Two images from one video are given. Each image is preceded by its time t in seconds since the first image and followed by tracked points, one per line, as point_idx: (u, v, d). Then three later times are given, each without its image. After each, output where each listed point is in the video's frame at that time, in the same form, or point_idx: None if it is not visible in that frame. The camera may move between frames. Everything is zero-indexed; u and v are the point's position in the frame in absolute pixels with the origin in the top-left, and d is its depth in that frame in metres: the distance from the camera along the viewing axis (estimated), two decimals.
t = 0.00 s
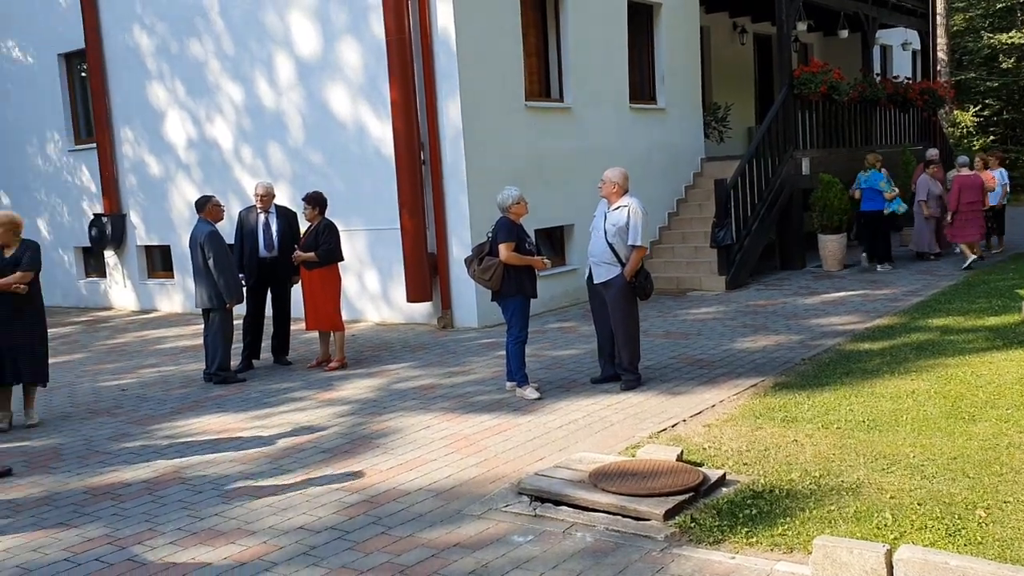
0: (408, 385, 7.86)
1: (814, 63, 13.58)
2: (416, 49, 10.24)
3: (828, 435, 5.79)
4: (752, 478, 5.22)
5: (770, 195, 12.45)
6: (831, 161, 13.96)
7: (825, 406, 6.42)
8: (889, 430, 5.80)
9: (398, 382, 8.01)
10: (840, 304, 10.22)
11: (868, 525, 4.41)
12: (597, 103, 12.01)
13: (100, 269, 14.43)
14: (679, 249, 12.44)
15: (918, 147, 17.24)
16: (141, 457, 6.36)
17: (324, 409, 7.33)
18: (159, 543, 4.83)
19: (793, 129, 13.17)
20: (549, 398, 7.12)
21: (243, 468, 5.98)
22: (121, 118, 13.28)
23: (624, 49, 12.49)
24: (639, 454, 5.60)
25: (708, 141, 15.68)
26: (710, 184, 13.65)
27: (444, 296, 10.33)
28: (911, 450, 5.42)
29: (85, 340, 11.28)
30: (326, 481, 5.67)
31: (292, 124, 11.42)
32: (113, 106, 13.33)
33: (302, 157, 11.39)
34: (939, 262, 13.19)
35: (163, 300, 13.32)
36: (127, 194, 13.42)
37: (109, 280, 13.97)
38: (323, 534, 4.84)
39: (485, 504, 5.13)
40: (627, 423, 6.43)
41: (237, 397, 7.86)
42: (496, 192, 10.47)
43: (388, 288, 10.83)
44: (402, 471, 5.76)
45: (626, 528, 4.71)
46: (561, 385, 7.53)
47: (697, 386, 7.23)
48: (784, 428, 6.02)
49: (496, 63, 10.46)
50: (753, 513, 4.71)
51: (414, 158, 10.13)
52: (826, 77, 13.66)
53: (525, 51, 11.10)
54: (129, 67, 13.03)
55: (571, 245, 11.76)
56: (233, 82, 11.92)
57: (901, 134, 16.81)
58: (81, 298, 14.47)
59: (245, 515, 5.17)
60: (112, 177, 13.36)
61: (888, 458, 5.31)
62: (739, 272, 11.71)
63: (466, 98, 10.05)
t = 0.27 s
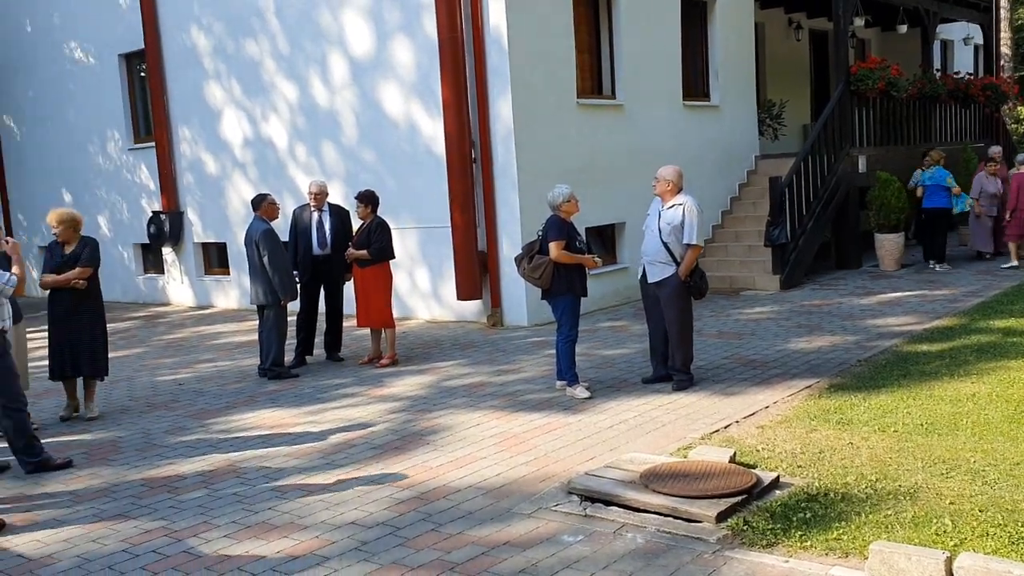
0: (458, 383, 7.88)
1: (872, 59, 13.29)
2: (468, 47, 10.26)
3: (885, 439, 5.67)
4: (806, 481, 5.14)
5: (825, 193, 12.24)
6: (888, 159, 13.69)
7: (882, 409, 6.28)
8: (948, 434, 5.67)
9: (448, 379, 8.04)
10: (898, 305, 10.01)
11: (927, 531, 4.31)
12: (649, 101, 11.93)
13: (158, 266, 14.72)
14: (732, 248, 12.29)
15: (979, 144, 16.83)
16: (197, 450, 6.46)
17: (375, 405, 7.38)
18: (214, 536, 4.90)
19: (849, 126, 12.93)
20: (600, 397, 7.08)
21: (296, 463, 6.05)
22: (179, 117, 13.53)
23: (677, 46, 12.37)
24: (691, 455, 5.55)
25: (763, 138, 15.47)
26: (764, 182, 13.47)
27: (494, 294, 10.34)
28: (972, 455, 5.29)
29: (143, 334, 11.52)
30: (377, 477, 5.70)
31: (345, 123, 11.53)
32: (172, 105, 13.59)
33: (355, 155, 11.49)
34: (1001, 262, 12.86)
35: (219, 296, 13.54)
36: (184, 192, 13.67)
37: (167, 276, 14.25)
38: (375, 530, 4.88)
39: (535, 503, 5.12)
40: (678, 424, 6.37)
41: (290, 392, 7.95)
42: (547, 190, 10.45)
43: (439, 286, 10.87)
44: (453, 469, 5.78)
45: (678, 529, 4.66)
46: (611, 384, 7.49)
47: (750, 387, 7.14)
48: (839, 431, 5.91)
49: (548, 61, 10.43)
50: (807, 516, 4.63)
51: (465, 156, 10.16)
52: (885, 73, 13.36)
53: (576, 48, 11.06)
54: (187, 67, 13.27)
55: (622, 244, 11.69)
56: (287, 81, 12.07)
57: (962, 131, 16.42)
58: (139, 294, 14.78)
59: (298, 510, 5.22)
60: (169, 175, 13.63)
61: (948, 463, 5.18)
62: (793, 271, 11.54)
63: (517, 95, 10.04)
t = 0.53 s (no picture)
0: (488, 381, 7.89)
1: (908, 58, 13.13)
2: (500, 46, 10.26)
3: (920, 442, 5.60)
4: (838, 484, 5.09)
5: (859, 194, 12.11)
6: (923, 159, 13.52)
7: (916, 412, 6.21)
8: (985, 438, 5.59)
9: (478, 377, 8.05)
10: (933, 307, 9.88)
11: (963, 536, 4.25)
12: (681, 100, 11.87)
13: (193, 263, 14.88)
14: (764, 248, 12.21)
15: (1017, 144, 16.58)
16: (229, 445, 6.53)
17: (405, 403, 7.41)
18: (246, 531, 4.94)
19: (884, 126, 12.78)
20: (630, 397, 7.06)
21: (327, 460, 6.09)
22: (213, 116, 13.67)
23: (710, 44, 12.30)
24: (722, 457, 5.52)
25: (796, 138, 15.33)
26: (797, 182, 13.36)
27: (524, 293, 10.34)
28: (1008, 460, 5.21)
29: (177, 330, 11.65)
30: (408, 475, 5.73)
31: (377, 122, 11.58)
32: (206, 104, 13.73)
33: (386, 154, 11.54)
34: None
35: (251, 293, 13.66)
36: (218, 189, 13.81)
37: (200, 272, 14.41)
38: (405, 527, 4.90)
39: (564, 503, 5.12)
40: (709, 425, 6.33)
41: (321, 389, 8.01)
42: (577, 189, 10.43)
43: (469, 284, 10.89)
44: (482, 467, 5.79)
45: (708, 531, 4.63)
46: (642, 384, 7.47)
47: (782, 389, 7.08)
48: (873, 434, 5.84)
49: (579, 59, 10.41)
50: (840, 520, 4.58)
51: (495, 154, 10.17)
52: (921, 73, 13.19)
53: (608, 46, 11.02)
54: (222, 66, 13.40)
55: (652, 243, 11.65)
56: (320, 80, 12.15)
57: (999, 130, 16.18)
58: (173, 290, 14.96)
59: (328, 506, 5.26)
60: (204, 173, 13.78)
61: (984, 468, 5.11)
62: (826, 272, 11.43)
63: (548, 94, 10.03)
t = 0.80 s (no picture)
0: (508, 380, 7.90)
1: (934, 59, 12.99)
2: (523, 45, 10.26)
3: (943, 446, 5.56)
4: (860, 487, 5.05)
5: (883, 195, 12.02)
6: (949, 161, 13.40)
7: (939, 415, 6.15)
8: (1009, 443, 5.53)
9: (498, 376, 8.06)
10: (958, 309, 9.79)
11: (986, 542, 4.21)
12: (704, 99, 11.82)
13: (216, 259, 14.99)
14: (787, 249, 12.14)
15: None
16: (251, 441, 6.57)
17: (425, 400, 7.43)
18: (267, 526, 4.98)
19: (909, 127, 12.67)
20: (650, 398, 7.04)
21: (347, 456, 6.11)
22: (237, 113, 13.76)
23: (734, 43, 12.24)
24: (743, 458, 5.50)
25: (820, 138, 15.24)
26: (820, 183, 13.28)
27: (544, 292, 10.33)
28: None
29: (200, 326, 11.74)
30: (427, 472, 5.74)
31: (399, 120, 11.62)
32: (230, 101, 13.82)
33: (409, 153, 11.58)
34: None
35: (273, 290, 13.74)
36: (241, 187, 13.90)
37: (223, 269, 14.51)
38: (424, 524, 4.91)
39: (584, 502, 5.11)
40: (730, 426, 6.31)
41: (342, 385, 8.04)
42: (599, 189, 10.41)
43: (489, 283, 10.90)
44: (501, 466, 5.79)
45: (728, 532, 4.62)
46: (662, 385, 7.45)
47: (804, 391, 7.04)
48: (895, 437, 5.80)
49: (602, 58, 10.39)
50: (861, 523, 4.55)
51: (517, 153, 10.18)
52: (947, 73, 13.06)
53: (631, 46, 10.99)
54: (246, 64, 13.48)
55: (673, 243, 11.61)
56: (344, 78, 12.20)
57: None
58: (196, 286, 15.08)
59: (348, 502, 5.28)
60: (227, 170, 13.87)
61: (1008, 473, 5.06)
62: (849, 274, 11.36)
63: (571, 93, 10.01)
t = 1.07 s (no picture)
0: (529, 379, 7.91)
1: (964, 62, 12.91)
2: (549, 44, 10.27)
3: (967, 452, 5.51)
4: (882, 492, 5.02)
5: (910, 199, 11.92)
6: (977, 165, 13.27)
7: (964, 421, 6.10)
8: None
9: (519, 375, 8.07)
10: (984, 315, 9.69)
11: (1010, 549, 4.17)
12: (730, 100, 11.78)
13: (241, 255, 15.10)
14: (812, 252, 12.07)
15: None
16: (273, 436, 6.62)
17: (446, 398, 7.45)
18: (288, 520, 5.01)
19: (937, 130, 12.57)
20: (671, 399, 7.02)
21: (369, 452, 6.15)
22: (264, 111, 13.85)
23: (761, 44, 12.18)
24: (764, 461, 5.48)
25: (846, 141, 15.13)
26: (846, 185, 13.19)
27: (567, 292, 10.33)
28: None
29: (224, 321, 11.83)
30: (448, 469, 5.76)
31: (424, 119, 11.65)
32: (257, 99, 13.92)
33: (433, 151, 11.61)
34: None
35: (297, 286, 13.82)
36: (267, 183, 13.99)
37: (248, 265, 14.62)
38: (444, 521, 4.93)
39: (604, 503, 5.11)
40: (752, 429, 6.28)
41: (364, 382, 8.08)
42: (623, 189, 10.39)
43: (512, 282, 10.91)
44: (522, 464, 5.80)
45: (748, 535, 4.60)
46: (684, 386, 7.43)
47: (827, 394, 7.00)
48: (919, 442, 5.76)
49: (628, 58, 10.37)
50: (883, 528, 4.52)
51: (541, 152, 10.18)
52: (977, 76, 12.97)
53: (657, 46, 10.97)
54: (273, 61, 13.56)
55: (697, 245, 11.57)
56: (369, 76, 12.25)
57: None
58: (221, 281, 15.19)
59: (369, 498, 5.31)
60: (253, 167, 13.97)
61: None
62: (874, 277, 11.27)
63: (596, 93, 10.00)
